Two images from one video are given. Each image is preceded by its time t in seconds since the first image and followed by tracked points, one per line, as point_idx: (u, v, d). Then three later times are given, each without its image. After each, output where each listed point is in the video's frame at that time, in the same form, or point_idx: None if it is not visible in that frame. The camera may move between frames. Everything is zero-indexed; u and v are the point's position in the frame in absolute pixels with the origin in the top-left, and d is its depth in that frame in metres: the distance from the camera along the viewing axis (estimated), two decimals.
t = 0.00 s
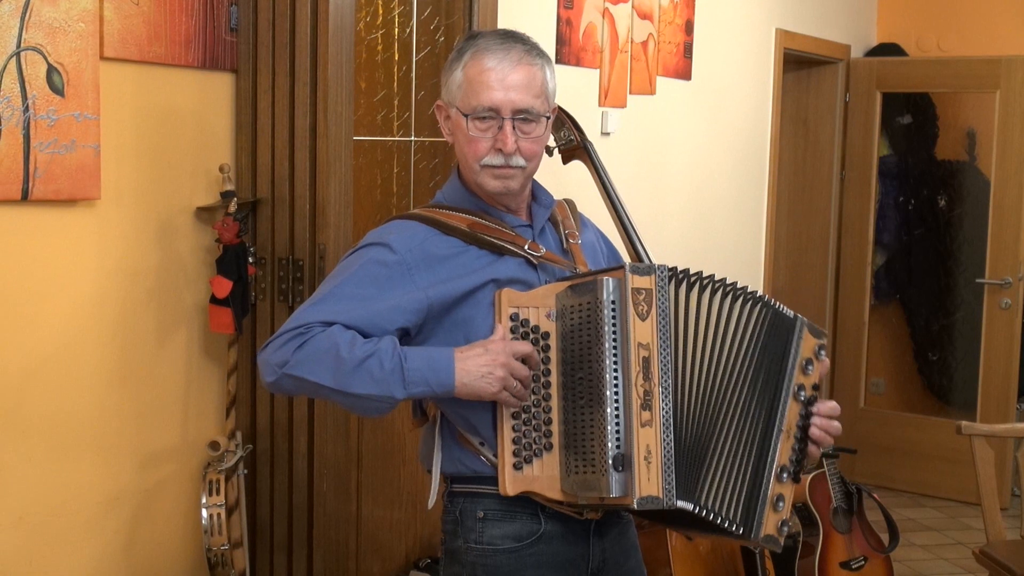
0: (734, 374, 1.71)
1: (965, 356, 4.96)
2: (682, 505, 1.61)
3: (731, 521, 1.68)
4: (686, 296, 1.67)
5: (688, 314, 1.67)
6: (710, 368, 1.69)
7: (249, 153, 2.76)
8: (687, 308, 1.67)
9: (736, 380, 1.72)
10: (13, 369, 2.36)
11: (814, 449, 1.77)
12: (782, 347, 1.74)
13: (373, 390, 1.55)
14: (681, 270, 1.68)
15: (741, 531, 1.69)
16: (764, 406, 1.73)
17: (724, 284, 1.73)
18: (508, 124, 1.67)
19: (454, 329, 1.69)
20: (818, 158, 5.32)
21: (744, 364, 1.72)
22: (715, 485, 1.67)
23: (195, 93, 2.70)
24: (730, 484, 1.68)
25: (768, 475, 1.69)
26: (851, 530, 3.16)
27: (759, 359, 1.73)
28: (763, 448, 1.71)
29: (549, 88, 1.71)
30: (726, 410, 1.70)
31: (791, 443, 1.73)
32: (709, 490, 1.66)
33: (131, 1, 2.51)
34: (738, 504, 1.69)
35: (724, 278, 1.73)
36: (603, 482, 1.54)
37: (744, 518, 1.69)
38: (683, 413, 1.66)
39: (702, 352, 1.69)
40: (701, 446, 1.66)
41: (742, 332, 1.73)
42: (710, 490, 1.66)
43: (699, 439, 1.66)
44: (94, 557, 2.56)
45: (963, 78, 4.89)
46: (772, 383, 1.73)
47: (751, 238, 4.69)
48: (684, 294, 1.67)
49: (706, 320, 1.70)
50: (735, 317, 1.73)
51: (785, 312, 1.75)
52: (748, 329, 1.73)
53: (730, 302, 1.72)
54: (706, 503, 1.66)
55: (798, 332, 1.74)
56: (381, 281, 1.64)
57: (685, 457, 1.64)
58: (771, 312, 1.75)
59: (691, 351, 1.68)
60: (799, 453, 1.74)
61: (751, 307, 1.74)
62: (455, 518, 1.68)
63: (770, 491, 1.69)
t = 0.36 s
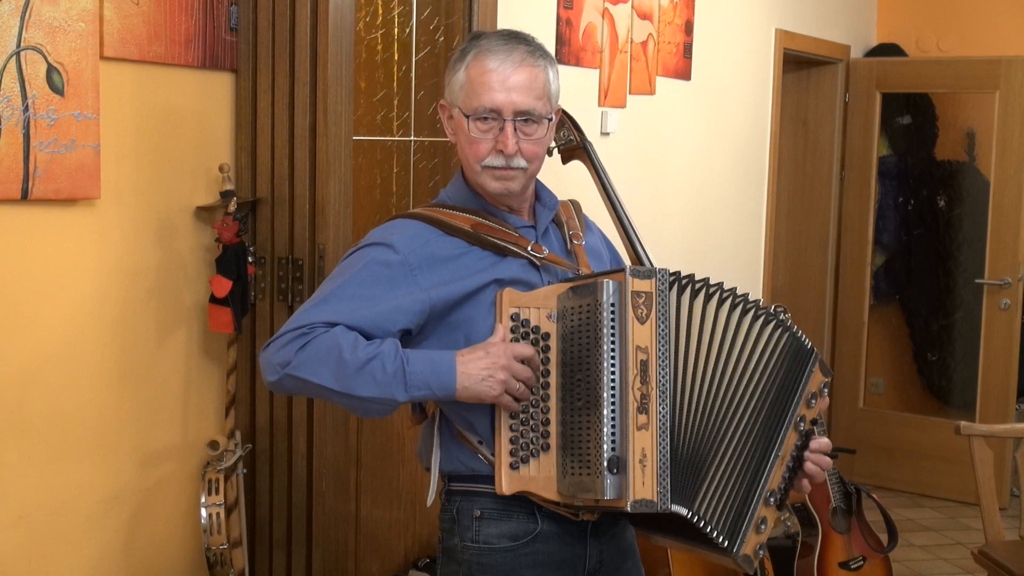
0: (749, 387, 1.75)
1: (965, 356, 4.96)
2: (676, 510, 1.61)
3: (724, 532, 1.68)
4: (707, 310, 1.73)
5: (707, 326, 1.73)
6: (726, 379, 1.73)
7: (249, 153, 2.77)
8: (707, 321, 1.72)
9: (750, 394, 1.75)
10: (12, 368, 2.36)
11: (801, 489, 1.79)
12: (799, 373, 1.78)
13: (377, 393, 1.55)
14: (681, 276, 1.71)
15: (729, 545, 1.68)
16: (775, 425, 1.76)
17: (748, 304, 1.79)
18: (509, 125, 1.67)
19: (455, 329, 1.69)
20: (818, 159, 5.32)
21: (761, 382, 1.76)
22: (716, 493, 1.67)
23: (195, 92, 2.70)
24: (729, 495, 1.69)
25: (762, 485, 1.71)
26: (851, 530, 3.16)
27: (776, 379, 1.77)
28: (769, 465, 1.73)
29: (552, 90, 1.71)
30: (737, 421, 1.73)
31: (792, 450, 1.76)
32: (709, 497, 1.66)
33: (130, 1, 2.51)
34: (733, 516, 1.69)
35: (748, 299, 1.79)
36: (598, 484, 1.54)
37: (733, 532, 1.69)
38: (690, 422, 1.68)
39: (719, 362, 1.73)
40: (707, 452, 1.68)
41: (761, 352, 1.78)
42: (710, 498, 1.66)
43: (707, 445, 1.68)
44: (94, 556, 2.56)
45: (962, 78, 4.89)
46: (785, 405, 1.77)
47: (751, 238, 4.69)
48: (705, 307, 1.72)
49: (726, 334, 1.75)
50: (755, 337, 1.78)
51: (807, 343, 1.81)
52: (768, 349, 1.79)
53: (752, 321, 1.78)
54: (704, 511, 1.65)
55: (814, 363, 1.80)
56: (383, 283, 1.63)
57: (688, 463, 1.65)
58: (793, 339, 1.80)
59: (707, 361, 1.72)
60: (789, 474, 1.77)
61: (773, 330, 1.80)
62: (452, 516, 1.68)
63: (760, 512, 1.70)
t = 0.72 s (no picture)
0: (758, 390, 1.76)
1: (963, 357, 4.96)
2: (680, 510, 1.61)
3: (730, 535, 1.68)
4: (714, 312, 1.74)
5: (716, 329, 1.74)
6: (735, 382, 1.74)
7: (248, 153, 2.77)
8: (715, 323, 1.74)
9: (757, 396, 1.76)
10: (11, 368, 2.36)
11: (797, 497, 1.81)
12: (805, 378, 1.80)
13: (378, 393, 1.55)
14: (683, 275, 1.71)
15: (734, 546, 1.69)
16: (780, 430, 1.77)
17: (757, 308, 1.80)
18: (509, 128, 1.67)
19: (455, 330, 1.69)
20: (817, 159, 5.32)
21: (769, 385, 1.77)
22: (722, 494, 1.68)
23: (194, 92, 2.70)
24: (734, 498, 1.70)
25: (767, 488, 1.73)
26: (849, 530, 3.17)
27: (783, 384, 1.78)
28: (773, 469, 1.74)
29: (552, 92, 1.71)
30: (744, 423, 1.74)
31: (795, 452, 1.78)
32: (715, 499, 1.66)
33: (129, 1, 2.52)
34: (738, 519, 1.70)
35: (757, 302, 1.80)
36: (601, 484, 1.54)
37: (739, 535, 1.70)
38: (695, 423, 1.69)
39: (727, 364, 1.74)
40: (716, 454, 1.68)
41: (770, 355, 1.79)
42: (716, 499, 1.67)
43: (716, 446, 1.69)
44: (92, 557, 2.56)
45: (961, 79, 4.90)
46: (791, 410, 1.78)
47: (750, 238, 4.69)
48: (713, 309, 1.74)
49: (734, 337, 1.76)
50: (764, 340, 1.79)
51: (812, 349, 1.83)
52: (776, 352, 1.79)
53: (761, 324, 1.79)
54: (710, 512, 1.66)
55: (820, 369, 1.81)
56: (384, 284, 1.64)
57: (697, 464, 1.66)
58: (800, 344, 1.82)
59: (716, 363, 1.73)
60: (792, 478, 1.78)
61: (781, 335, 1.80)
62: (452, 517, 1.68)
63: (763, 517, 1.72)
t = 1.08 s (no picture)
0: (759, 391, 1.76)
1: (962, 356, 4.96)
2: (682, 509, 1.61)
3: (736, 536, 1.68)
4: (718, 314, 1.75)
5: (720, 331, 1.75)
6: (740, 384, 1.75)
7: (246, 154, 2.77)
8: (719, 325, 1.75)
9: (762, 399, 1.76)
10: (9, 370, 2.36)
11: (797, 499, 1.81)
12: (809, 382, 1.80)
13: (375, 385, 1.55)
14: (681, 275, 1.71)
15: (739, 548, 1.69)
16: (785, 432, 1.77)
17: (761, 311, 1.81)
18: (505, 129, 1.67)
19: (454, 329, 1.70)
20: (816, 159, 5.32)
21: (774, 388, 1.78)
22: (728, 496, 1.68)
23: (191, 94, 2.70)
24: (740, 499, 1.70)
25: (772, 490, 1.73)
26: (848, 530, 3.17)
27: (787, 388, 1.79)
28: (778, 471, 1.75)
29: (548, 93, 1.71)
30: (750, 424, 1.74)
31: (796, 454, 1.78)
32: (719, 500, 1.66)
33: (127, 3, 2.52)
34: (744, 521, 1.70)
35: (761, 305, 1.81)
36: (603, 484, 1.54)
37: (745, 537, 1.70)
38: (696, 423, 1.68)
39: (731, 366, 1.75)
40: (721, 455, 1.69)
41: (774, 359, 1.79)
42: (721, 500, 1.67)
43: (720, 446, 1.69)
44: (91, 558, 2.57)
45: (960, 79, 4.90)
46: (794, 413, 1.78)
47: (748, 238, 4.69)
48: (717, 311, 1.75)
49: (738, 340, 1.77)
50: (769, 344, 1.80)
51: (816, 353, 1.84)
52: (777, 354, 1.80)
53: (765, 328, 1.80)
54: (714, 513, 1.65)
55: (823, 373, 1.82)
56: (381, 281, 1.64)
57: (702, 465, 1.66)
58: (804, 348, 1.83)
59: (720, 365, 1.74)
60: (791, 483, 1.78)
61: (785, 337, 1.81)
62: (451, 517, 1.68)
63: (767, 519, 1.72)
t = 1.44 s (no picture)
0: (760, 396, 1.77)
1: (961, 357, 4.96)
2: (677, 511, 1.60)
3: (736, 543, 1.69)
4: (719, 319, 1.76)
5: (721, 336, 1.76)
6: (742, 390, 1.76)
7: (245, 155, 2.77)
8: (720, 330, 1.75)
9: (765, 406, 1.78)
10: (9, 370, 2.36)
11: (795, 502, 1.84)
12: (809, 389, 1.83)
13: (376, 385, 1.55)
14: (678, 276, 1.71)
15: (740, 556, 1.70)
16: (785, 439, 1.79)
17: (763, 317, 1.82)
18: (501, 130, 1.67)
19: (450, 329, 1.71)
20: (814, 159, 5.33)
21: (776, 396, 1.79)
22: (731, 503, 1.69)
23: (190, 94, 2.70)
24: (741, 506, 1.71)
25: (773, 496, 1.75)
26: (846, 531, 3.17)
27: (788, 396, 1.81)
28: (779, 478, 1.77)
29: (544, 94, 1.71)
30: (752, 431, 1.75)
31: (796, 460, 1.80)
32: (718, 505, 1.67)
33: (126, 4, 2.52)
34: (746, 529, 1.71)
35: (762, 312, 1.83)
36: (599, 486, 1.55)
37: (745, 545, 1.71)
38: (694, 427, 1.69)
39: (733, 372, 1.75)
40: (723, 461, 1.69)
41: (776, 365, 1.81)
42: (723, 506, 1.68)
43: (721, 452, 1.69)
44: (90, 559, 2.57)
45: (959, 79, 4.90)
46: (795, 421, 1.81)
47: (747, 238, 4.69)
48: (718, 317, 1.76)
49: (740, 345, 1.78)
50: (772, 351, 1.81)
51: (817, 360, 1.86)
52: (781, 361, 1.82)
53: (767, 334, 1.81)
54: (713, 518, 1.66)
55: (822, 380, 1.85)
56: (378, 282, 1.64)
57: (701, 471, 1.66)
58: (805, 355, 1.85)
59: (721, 370, 1.74)
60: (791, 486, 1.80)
61: (786, 343, 1.83)
62: (445, 518, 1.69)
63: (766, 526, 1.74)
